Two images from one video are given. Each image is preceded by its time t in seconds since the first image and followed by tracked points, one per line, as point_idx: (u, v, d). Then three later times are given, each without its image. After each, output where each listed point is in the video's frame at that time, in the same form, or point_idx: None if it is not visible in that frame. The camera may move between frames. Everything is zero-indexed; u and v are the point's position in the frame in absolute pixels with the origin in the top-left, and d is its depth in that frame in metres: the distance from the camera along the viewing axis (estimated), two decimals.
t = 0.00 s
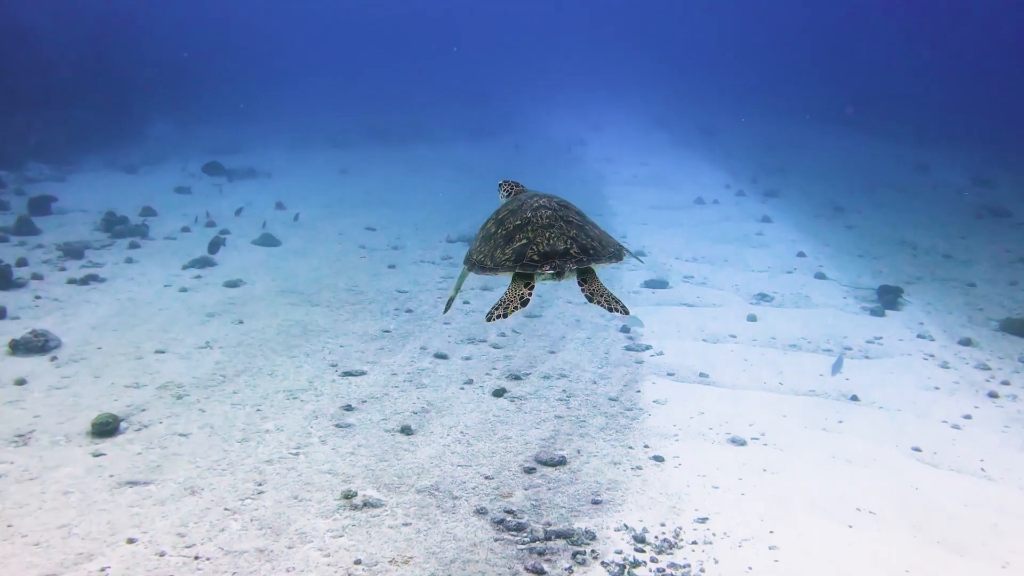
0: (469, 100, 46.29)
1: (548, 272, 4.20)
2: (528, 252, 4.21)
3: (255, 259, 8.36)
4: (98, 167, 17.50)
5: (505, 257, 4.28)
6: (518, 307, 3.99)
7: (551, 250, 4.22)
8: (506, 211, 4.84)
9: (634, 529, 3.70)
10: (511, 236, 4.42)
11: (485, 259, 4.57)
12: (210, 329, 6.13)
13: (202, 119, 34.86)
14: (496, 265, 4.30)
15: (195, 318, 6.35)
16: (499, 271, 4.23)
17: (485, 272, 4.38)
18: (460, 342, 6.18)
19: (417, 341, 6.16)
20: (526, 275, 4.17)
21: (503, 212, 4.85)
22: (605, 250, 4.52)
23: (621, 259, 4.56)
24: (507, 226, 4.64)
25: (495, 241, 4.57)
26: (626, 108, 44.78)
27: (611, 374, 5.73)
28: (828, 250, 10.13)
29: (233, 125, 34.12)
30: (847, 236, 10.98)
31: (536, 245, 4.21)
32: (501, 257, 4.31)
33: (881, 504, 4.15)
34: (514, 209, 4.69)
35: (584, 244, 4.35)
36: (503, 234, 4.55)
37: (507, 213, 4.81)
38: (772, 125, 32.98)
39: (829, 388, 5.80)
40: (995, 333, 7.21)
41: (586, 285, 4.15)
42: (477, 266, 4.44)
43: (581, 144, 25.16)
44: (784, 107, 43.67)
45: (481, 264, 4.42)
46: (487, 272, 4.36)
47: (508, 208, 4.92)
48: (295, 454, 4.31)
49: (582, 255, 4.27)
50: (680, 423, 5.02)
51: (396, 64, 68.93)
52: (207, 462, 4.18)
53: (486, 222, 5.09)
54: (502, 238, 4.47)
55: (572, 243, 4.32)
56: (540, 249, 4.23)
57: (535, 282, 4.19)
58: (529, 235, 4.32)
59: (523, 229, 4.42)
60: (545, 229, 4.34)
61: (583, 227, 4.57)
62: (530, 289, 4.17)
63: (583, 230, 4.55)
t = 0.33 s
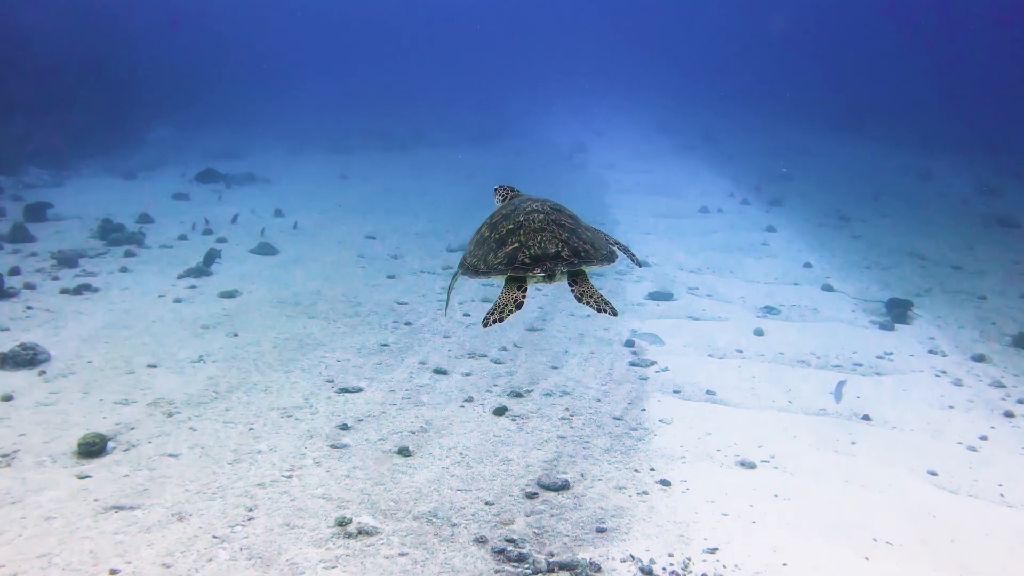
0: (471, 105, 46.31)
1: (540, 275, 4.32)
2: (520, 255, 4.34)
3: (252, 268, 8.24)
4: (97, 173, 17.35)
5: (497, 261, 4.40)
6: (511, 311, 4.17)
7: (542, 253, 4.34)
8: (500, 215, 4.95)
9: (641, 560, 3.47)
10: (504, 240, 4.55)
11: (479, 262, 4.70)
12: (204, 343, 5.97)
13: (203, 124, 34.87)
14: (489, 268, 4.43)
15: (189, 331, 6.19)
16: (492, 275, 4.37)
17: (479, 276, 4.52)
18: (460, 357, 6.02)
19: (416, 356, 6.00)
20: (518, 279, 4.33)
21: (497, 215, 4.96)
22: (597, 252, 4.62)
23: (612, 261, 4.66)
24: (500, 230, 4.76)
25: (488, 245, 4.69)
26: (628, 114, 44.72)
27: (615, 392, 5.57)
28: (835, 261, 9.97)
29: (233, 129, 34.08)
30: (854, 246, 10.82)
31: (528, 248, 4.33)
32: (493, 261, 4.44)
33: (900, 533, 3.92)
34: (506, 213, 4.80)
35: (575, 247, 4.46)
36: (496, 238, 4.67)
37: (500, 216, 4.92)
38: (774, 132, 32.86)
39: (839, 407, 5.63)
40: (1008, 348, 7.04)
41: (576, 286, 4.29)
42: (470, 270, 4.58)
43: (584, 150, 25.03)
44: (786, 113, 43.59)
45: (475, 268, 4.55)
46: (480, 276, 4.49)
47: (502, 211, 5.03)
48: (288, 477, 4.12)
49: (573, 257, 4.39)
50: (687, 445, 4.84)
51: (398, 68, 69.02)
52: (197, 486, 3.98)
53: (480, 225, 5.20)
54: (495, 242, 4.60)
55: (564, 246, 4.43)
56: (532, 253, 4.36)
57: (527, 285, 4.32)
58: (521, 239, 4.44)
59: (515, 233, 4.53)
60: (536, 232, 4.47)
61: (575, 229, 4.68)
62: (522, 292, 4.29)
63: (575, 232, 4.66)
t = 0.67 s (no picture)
0: (473, 109, 46.25)
1: (532, 274, 4.38)
2: (511, 256, 4.42)
3: (249, 274, 8.12)
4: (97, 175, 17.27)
5: (489, 261, 4.50)
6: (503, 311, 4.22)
7: (534, 253, 4.42)
8: (495, 218, 5.08)
9: None
10: (496, 241, 4.64)
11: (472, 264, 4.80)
12: (199, 353, 5.84)
13: (204, 127, 34.86)
14: (482, 270, 4.53)
15: (183, 339, 6.07)
16: (484, 275, 4.47)
17: (473, 277, 4.62)
18: (460, 368, 5.89)
19: (415, 367, 5.86)
20: (509, 279, 4.41)
21: (491, 219, 5.09)
22: (590, 252, 4.67)
23: (606, 260, 4.71)
24: (493, 232, 4.88)
25: (482, 247, 4.80)
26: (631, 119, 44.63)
27: (619, 406, 5.42)
28: (842, 269, 9.83)
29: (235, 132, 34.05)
30: (861, 255, 10.67)
31: (519, 248, 4.41)
32: (486, 261, 4.54)
33: (916, 557, 3.73)
34: (500, 215, 4.92)
35: (567, 247, 4.53)
36: (489, 240, 4.79)
37: (495, 219, 5.04)
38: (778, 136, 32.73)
39: (849, 422, 5.46)
40: (1021, 361, 6.88)
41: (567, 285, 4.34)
42: (464, 272, 4.68)
43: (586, 155, 24.93)
44: (789, 118, 43.43)
45: (468, 269, 4.65)
46: (474, 277, 4.59)
47: (496, 214, 5.16)
48: (281, 496, 3.96)
49: (564, 256, 4.44)
50: (693, 462, 4.67)
51: (401, 71, 69.00)
52: (187, 505, 3.81)
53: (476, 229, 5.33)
54: (488, 244, 4.71)
55: (556, 245, 4.50)
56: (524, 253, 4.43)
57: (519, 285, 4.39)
58: (513, 240, 4.53)
59: (507, 234, 4.64)
60: (527, 232, 4.56)
61: (568, 230, 4.75)
62: (514, 291, 4.35)
63: (568, 232, 4.73)
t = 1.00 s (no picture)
0: (476, 112, 46.16)
1: (521, 269, 4.58)
2: (501, 253, 4.63)
3: (245, 281, 7.97)
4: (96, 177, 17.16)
5: (480, 259, 4.72)
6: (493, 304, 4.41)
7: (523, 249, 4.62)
8: (487, 218, 5.31)
9: None
10: (488, 239, 4.87)
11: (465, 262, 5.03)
12: (190, 363, 5.68)
13: (205, 129, 34.80)
14: (473, 267, 4.74)
15: (175, 349, 5.93)
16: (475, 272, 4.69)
17: (465, 274, 4.84)
18: (459, 381, 5.73)
19: (413, 379, 5.69)
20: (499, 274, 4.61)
21: (484, 218, 5.32)
22: (580, 247, 4.85)
23: (595, 255, 4.86)
24: (485, 231, 5.11)
25: (474, 246, 5.04)
26: (634, 123, 44.50)
27: (623, 423, 5.24)
28: (849, 279, 9.65)
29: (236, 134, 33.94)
30: (868, 264, 10.49)
31: (508, 245, 4.63)
32: (478, 259, 4.77)
33: None
34: (491, 215, 5.15)
35: (556, 242, 4.72)
36: (481, 238, 5.03)
37: (487, 219, 5.28)
38: (781, 142, 32.56)
39: (859, 439, 5.24)
40: None
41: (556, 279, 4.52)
42: (457, 270, 4.90)
43: (589, 160, 24.77)
44: (792, 124, 43.27)
45: (459, 267, 4.88)
46: (466, 274, 4.81)
47: (489, 215, 5.39)
48: (270, 518, 3.76)
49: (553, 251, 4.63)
50: (699, 483, 4.46)
51: (404, 74, 68.95)
52: (172, 527, 3.62)
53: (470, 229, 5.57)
54: (480, 242, 4.94)
55: (545, 241, 4.69)
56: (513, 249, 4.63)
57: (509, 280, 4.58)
58: (503, 237, 4.75)
59: (497, 233, 4.86)
60: (517, 230, 4.77)
61: (559, 227, 4.93)
62: (505, 286, 4.55)
63: (558, 229, 4.93)
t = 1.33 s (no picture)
0: (478, 115, 46.07)
1: (509, 263, 4.72)
2: (490, 248, 4.78)
3: (240, 286, 7.82)
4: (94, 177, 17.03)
5: (470, 255, 4.87)
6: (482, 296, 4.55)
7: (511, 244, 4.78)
8: (477, 218, 5.50)
9: None
10: (478, 237, 5.04)
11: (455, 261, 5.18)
12: (180, 373, 5.52)
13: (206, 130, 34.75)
14: (463, 264, 4.88)
15: (166, 357, 5.77)
16: (465, 268, 4.84)
17: (456, 271, 4.99)
18: (458, 393, 5.57)
19: (409, 391, 5.52)
20: (488, 269, 4.75)
21: (475, 218, 5.50)
22: (567, 243, 4.99)
23: (582, 250, 5.01)
24: (475, 230, 5.28)
25: (464, 244, 5.20)
26: (636, 127, 44.39)
27: (625, 437, 5.05)
28: (855, 287, 9.48)
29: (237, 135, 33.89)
30: (874, 272, 10.31)
31: (496, 240, 4.79)
32: (468, 255, 4.92)
33: None
34: (481, 215, 5.34)
35: (544, 238, 4.88)
36: (471, 237, 5.20)
37: (477, 219, 5.46)
38: (784, 147, 32.39)
39: (870, 457, 5.00)
40: None
41: (543, 272, 4.66)
42: (448, 267, 5.04)
43: (591, 164, 24.64)
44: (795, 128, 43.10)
45: (450, 264, 5.02)
46: (456, 271, 4.96)
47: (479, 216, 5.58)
48: (258, 539, 3.56)
49: (540, 246, 4.78)
50: (703, 504, 4.22)
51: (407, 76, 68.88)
52: (155, 549, 3.43)
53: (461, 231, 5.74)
54: (470, 241, 5.10)
55: (533, 236, 4.86)
56: (501, 245, 4.79)
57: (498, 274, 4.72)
58: (492, 234, 4.90)
59: (487, 230, 5.03)
60: (506, 226, 4.93)
61: (547, 224, 5.10)
62: (494, 280, 4.69)
63: (546, 226, 5.10)
